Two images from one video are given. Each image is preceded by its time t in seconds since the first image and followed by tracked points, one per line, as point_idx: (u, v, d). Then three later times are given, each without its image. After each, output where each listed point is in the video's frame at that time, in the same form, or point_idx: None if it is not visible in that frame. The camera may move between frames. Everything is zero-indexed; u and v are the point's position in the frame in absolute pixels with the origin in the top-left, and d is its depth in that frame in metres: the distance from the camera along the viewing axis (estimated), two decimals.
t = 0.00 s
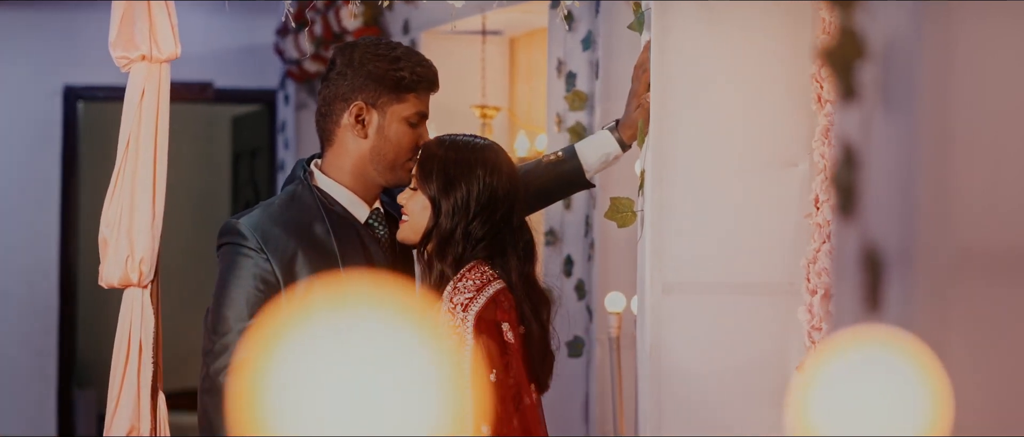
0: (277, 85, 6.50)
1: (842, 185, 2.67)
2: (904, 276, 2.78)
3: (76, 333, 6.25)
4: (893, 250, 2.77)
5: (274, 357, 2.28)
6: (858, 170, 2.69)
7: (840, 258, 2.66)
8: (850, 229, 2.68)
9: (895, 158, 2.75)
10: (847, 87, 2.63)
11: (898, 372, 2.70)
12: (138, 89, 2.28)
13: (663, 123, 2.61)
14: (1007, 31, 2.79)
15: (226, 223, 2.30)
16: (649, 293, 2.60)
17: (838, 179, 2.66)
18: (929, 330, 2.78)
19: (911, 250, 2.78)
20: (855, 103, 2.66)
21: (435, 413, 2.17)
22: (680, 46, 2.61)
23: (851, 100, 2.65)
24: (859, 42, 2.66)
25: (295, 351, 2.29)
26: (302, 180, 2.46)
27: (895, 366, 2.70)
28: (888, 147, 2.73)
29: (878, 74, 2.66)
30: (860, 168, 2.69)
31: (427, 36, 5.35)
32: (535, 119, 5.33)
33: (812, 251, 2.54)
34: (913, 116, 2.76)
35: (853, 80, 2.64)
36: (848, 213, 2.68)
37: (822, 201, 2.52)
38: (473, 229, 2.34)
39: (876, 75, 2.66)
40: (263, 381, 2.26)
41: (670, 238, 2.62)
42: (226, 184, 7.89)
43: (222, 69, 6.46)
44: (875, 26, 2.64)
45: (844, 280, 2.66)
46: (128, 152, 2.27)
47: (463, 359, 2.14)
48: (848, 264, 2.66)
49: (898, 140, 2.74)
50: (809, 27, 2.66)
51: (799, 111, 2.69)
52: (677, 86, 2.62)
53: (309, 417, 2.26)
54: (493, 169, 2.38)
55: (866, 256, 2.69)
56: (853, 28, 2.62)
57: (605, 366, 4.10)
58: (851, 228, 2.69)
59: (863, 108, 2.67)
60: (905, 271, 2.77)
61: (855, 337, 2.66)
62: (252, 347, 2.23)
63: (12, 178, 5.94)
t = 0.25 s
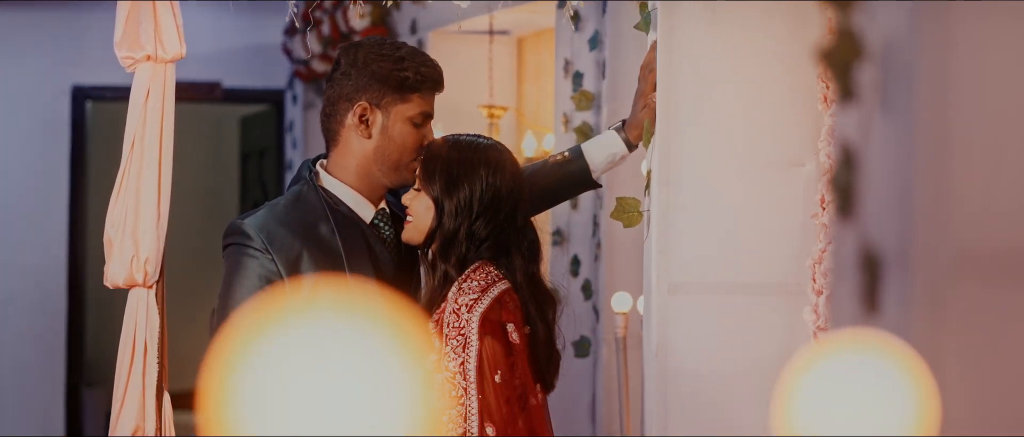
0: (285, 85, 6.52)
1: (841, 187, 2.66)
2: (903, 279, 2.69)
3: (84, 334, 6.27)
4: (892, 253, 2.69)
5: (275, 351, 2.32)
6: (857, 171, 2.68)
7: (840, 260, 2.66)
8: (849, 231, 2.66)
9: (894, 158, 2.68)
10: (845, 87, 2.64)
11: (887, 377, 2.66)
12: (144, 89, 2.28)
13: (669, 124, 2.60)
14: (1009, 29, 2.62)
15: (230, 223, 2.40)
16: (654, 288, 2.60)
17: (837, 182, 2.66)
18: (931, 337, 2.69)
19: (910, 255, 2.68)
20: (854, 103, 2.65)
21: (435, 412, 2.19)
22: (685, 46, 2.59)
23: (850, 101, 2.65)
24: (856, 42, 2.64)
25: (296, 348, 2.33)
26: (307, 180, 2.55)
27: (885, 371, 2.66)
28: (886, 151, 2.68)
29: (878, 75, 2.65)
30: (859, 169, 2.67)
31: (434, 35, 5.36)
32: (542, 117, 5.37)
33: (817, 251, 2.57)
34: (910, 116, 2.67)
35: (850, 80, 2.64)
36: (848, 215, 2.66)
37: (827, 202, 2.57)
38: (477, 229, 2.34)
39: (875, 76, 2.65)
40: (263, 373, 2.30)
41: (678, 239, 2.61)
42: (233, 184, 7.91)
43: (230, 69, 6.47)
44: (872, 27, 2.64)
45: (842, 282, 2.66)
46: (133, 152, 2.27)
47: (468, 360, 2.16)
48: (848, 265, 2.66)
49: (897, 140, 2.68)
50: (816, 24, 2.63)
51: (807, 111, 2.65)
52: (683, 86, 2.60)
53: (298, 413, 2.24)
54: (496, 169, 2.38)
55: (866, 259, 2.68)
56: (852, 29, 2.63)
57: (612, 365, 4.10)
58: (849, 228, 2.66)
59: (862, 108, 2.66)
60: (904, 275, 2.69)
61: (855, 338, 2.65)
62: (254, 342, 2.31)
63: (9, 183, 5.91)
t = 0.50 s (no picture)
0: (289, 85, 6.53)
1: (841, 187, 2.62)
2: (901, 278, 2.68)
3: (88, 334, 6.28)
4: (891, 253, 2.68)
5: (277, 349, 2.34)
6: (857, 172, 2.64)
7: (840, 260, 2.62)
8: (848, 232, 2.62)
9: (894, 158, 2.66)
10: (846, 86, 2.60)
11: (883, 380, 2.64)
12: (146, 89, 2.29)
13: (672, 124, 2.56)
14: (1009, 30, 2.72)
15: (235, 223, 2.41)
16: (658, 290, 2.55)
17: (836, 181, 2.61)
18: (931, 337, 2.70)
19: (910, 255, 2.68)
20: (855, 102, 2.61)
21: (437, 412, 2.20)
22: (687, 46, 2.55)
23: (850, 101, 2.61)
24: (856, 42, 2.61)
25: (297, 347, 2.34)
26: (310, 180, 2.55)
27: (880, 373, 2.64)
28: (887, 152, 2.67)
29: (878, 74, 2.61)
30: (859, 170, 2.64)
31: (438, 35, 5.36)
32: (545, 118, 5.36)
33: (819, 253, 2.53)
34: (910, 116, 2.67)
35: (850, 80, 2.60)
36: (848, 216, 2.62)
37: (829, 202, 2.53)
38: (479, 229, 2.34)
39: (875, 76, 2.61)
40: (263, 372, 2.34)
41: (681, 240, 2.56)
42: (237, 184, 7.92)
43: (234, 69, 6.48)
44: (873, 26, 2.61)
45: (842, 284, 2.62)
46: (136, 152, 2.28)
47: (471, 360, 2.16)
48: (847, 266, 2.61)
49: (897, 140, 2.66)
50: (820, 24, 2.58)
51: (812, 112, 2.60)
52: (685, 86, 2.55)
53: (292, 415, 2.30)
54: (498, 169, 2.38)
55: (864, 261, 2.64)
56: (851, 29, 2.59)
57: (615, 365, 4.10)
58: (849, 228, 2.63)
59: (862, 109, 2.62)
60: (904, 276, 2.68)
61: (855, 339, 2.62)
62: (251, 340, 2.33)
63: (7, 186, 5.91)
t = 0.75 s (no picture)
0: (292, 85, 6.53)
1: (841, 188, 2.62)
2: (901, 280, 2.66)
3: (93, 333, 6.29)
4: (891, 254, 2.66)
5: (279, 346, 2.36)
6: (857, 173, 2.65)
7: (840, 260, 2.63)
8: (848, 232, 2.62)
9: (894, 158, 2.66)
10: (845, 86, 2.60)
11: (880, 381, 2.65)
12: (149, 88, 2.29)
13: (673, 125, 2.56)
14: (1009, 30, 2.68)
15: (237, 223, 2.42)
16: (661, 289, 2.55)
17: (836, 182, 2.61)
18: (933, 335, 2.69)
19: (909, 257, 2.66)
20: (854, 102, 2.62)
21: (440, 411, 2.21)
22: (688, 46, 2.55)
23: (849, 101, 2.61)
24: (855, 41, 2.61)
25: (296, 347, 2.36)
26: (312, 180, 2.56)
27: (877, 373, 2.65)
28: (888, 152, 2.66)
29: (876, 74, 2.61)
30: (859, 170, 2.64)
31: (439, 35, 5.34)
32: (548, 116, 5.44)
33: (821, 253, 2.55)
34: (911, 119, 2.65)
35: (850, 80, 2.60)
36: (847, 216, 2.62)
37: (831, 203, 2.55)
38: (481, 229, 2.34)
39: (873, 75, 2.61)
40: (259, 366, 2.34)
41: (683, 240, 2.56)
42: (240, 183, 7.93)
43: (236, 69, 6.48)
44: (873, 25, 2.61)
45: (842, 283, 2.63)
46: (138, 152, 2.28)
47: (473, 360, 2.16)
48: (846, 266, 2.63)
49: (897, 140, 2.66)
50: (821, 24, 2.59)
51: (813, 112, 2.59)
52: (687, 87, 2.56)
53: (282, 408, 2.28)
54: (500, 169, 2.38)
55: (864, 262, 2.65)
56: (850, 28, 2.59)
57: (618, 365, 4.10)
58: (849, 228, 2.63)
59: (861, 108, 2.63)
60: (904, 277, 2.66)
61: (855, 340, 2.63)
62: (255, 337, 2.35)
63: (7, 192, 5.92)
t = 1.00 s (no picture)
0: (295, 84, 6.54)
1: (841, 188, 2.68)
2: (900, 282, 2.72)
3: (96, 334, 6.30)
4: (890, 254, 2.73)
5: (280, 345, 2.38)
6: (857, 173, 2.70)
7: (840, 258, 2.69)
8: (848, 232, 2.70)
9: (894, 158, 2.70)
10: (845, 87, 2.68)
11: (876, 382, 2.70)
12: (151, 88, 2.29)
13: (676, 125, 2.61)
14: (1010, 30, 2.60)
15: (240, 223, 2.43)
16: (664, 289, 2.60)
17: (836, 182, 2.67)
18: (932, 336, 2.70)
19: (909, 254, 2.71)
20: (853, 103, 2.68)
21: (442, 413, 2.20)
22: (691, 47, 2.61)
23: (849, 102, 2.68)
24: (855, 42, 2.68)
25: (294, 348, 2.38)
26: (315, 180, 2.56)
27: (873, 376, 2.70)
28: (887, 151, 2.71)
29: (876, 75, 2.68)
30: (859, 170, 2.70)
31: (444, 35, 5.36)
32: (551, 115, 5.45)
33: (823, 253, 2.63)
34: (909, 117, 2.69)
35: (849, 81, 2.68)
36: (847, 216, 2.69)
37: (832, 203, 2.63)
38: (484, 229, 2.34)
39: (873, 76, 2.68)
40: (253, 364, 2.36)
41: (685, 240, 2.62)
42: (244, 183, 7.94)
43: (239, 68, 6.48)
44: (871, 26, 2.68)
45: (843, 282, 2.70)
46: (140, 152, 2.28)
47: (476, 360, 2.16)
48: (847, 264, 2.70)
49: (897, 140, 2.70)
50: (820, 24, 2.66)
51: (814, 113, 2.66)
52: (690, 87, 2.61)
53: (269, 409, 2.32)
54: (502, 169, 2.38)
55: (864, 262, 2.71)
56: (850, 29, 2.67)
57: (621, 365, 4.10)
58: (849, 228, 2.70)
59: (861, 109, 2.69)
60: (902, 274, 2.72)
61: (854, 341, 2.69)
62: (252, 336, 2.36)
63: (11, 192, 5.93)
